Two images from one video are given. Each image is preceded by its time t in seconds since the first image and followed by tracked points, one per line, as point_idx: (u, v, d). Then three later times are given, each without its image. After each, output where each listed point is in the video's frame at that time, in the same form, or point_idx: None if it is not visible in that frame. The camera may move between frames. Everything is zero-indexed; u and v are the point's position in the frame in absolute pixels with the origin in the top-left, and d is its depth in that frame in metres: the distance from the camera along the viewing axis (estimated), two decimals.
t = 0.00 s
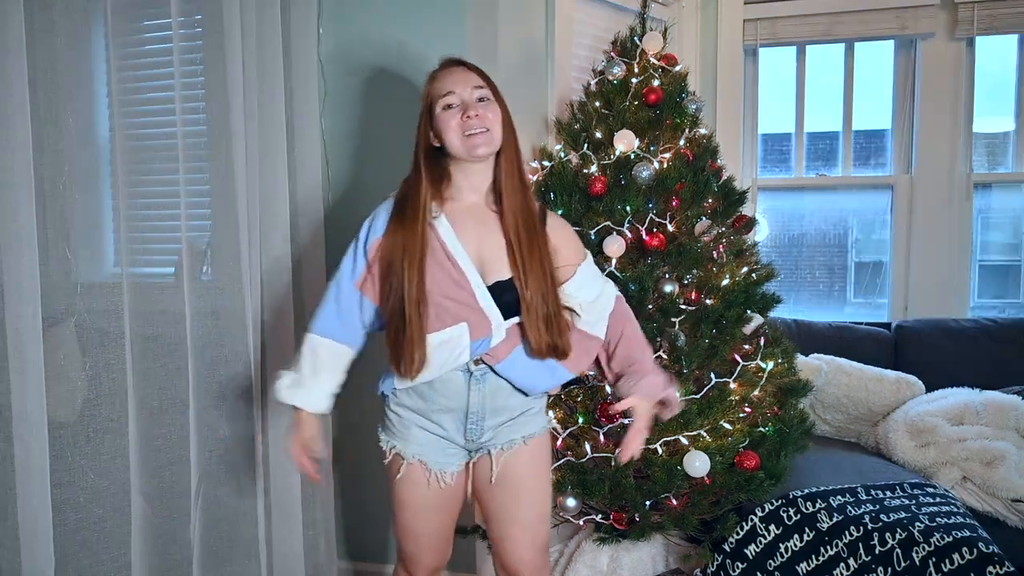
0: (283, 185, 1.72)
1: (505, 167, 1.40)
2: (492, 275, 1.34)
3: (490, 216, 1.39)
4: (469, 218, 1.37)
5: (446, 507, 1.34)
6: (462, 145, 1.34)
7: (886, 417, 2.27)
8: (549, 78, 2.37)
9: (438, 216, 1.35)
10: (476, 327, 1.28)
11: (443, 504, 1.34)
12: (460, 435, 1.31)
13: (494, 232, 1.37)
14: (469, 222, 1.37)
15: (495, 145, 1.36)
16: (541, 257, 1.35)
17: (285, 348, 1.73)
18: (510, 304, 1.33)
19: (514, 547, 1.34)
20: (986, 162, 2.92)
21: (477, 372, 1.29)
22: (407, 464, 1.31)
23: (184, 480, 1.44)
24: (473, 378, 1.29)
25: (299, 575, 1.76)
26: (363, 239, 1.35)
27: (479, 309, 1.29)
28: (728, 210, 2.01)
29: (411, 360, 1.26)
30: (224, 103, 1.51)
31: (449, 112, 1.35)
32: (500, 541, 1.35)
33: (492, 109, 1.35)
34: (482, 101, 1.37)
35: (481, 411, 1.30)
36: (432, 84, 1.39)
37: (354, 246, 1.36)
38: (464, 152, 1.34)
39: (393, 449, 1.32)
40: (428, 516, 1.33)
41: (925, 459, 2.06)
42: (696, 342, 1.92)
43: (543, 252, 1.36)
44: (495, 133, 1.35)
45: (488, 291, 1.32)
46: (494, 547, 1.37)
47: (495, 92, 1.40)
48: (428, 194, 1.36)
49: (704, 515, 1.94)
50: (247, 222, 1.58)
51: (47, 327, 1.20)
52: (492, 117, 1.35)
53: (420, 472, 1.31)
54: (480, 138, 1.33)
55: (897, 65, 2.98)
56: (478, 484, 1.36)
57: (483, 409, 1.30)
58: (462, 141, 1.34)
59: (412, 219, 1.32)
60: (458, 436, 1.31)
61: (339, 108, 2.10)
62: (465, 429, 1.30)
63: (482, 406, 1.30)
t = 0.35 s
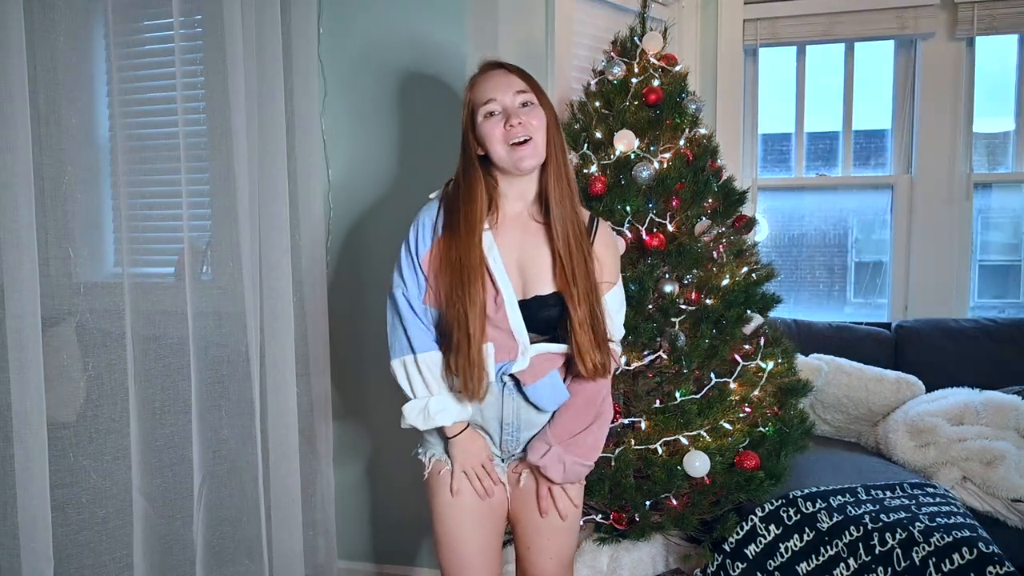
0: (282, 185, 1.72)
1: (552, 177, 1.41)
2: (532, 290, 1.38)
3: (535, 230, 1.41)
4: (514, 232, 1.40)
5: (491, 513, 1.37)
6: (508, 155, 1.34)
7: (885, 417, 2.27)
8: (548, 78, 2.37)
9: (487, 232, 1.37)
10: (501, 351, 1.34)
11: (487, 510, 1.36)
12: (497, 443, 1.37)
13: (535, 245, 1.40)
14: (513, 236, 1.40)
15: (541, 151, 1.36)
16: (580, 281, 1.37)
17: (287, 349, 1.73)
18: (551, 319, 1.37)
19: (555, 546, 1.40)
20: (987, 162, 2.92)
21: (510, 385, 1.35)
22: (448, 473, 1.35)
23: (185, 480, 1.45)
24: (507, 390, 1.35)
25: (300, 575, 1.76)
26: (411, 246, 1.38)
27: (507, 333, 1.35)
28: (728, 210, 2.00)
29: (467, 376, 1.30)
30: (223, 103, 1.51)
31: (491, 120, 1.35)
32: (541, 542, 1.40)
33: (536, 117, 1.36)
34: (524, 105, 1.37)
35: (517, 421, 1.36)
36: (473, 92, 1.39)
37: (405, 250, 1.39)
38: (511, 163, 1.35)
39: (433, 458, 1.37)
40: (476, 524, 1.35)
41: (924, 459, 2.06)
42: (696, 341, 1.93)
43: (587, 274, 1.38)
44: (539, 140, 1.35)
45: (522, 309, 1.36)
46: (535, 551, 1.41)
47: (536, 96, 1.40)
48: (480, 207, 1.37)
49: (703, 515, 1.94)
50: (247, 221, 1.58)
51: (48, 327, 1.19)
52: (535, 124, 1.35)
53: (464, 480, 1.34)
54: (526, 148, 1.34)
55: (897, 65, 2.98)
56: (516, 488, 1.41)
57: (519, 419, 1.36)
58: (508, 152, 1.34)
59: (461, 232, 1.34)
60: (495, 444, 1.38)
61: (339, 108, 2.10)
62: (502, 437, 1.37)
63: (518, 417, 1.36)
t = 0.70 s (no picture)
0: (282, 185, 1.72)
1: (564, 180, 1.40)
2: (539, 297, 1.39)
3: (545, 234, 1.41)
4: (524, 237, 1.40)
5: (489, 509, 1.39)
6: (522, 159, 1.34)
7: (885, 417, 2.27)
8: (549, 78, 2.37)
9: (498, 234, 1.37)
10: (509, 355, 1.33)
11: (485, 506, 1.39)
12: (494, 442, 1.39)
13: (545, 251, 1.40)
14: (521, 241, 1.39)
15: (555, 155, 1.35)
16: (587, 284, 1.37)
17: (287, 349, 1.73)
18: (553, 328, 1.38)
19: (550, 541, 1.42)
20: (987, 162, 2.92)
21: (511, 388, 1.36)
22: (446, 471, 1.36)
23: (188, 481, 1.45)
24: (507, 392, 1.36)
25: None
26: (417, 246, 1.37)
27: (513, 340, 1.34)
28: (728, 210, 2.00)
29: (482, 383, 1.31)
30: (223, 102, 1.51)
31: (506, 123, 1.35)
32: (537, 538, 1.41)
33: (550, 121, 1.35)
34: (539, 107, 1.36)
35: (514, 422, 1.38)
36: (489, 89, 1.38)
37: (411, 249, 1.38)
38: (523, 168, 1.34)
39: (429, 455, 1.38)
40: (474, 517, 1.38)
41: (924, 459, 2.06)
42: (695, 342, 1.93)
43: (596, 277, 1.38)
44: (553, 146, 1.35)
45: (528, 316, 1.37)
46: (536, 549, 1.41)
47: (552, 97, 1.39)
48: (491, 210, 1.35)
49: (703, 515, 1.94)
50: (247, 221, 1.58)
51: (48, 326, 1.19)
52: (550, 128, 1.35)
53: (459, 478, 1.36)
54: (540, 154, 1.33)
55: (897, 65, 2.98)
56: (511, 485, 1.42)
57: (516, 420, 1.38)
58: (521, 157, 1.34)
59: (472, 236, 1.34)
60: (491, 442, 1.39)
61: (339, 107, 2.10)
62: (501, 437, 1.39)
63: (516, 418, 1.38)
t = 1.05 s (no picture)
0: (281, 185, 1.72)
1: (565, 185, 1.39)
2: (532, 303, 1.36)
3: (538, 239, 1.38)
4: (516, 240, 1.37)
5: (488, 507, 1.40)
6: (522, 148, 1.31)
7: (885, 417, 2.26)
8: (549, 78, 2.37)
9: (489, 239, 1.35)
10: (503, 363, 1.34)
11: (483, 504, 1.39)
12: (493, 446, 1.39)
13: (538, 257, 1.36)
14: (512, 245, 1.37)
15: (557, 151, 1.33)
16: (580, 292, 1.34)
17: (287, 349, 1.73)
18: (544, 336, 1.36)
19: (549, 539, 1.42)
20: (987, 162, 2.92)
21: (506, 391, 1.36)
22: (444, 472, 1.37)
23: (191, 481, 1.45)
24: (503, 395, 1.36)
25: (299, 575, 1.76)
26: (411, 253, 1.37)
27: (506, 347, 1.34)
28: (728, 210, 2.00)
29: (471, 387, 1.29)
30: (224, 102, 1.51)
31: (514, 110, 1.33)
32: (535, 537, 1.42)
33: (559, 121, 1.33)
34: (550, 105, 1.35)
35: (512, 424, 1.38)
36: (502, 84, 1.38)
37: (405, 258, 1.38)
38: (523, 156, 1.31)
39: (427, 458, 1.38)
40: (473, 517, 1.38)
41: (924, 459, 2.06)
42: (695, 341, 1.92)
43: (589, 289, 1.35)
44: (557, 141, 1.32)
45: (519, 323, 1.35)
46: (535, 546, 1.42)
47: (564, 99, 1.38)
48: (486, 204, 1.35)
49: (703, 515, 1.94)
50: (248, 220, 1.58)
51: (49, 326, 1.19)
52: (557, 126, 1.32)
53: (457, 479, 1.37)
54: (540, 144, 1.31)
55: (897, 65, 2.98)
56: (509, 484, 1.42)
57: (514, 423, 1.38)
58: (522, 144, 1.31)
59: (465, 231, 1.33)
60: (489, 444, 1.39)
61: (339, 108, 2.10)
62: (498, 440, 1.38)
63: (513, 421, 1.38)
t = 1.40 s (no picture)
0: (282, 185, 1.72)
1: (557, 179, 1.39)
2: (529, 293, 1.33)
3: (531, 230, 1.36)
4: (510, 230, 1.35)
5: (493, 508, 1.37)
6: (512, 143, 1.32)
7: (885, 417, 2.26)
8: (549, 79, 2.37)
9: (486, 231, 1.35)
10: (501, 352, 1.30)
11: (487, 505, 1.36)
12: (497, 445, 1.33)
13: (533, 247, 1.34)
14: (506, 235, 1.35)
15: (544, 149, 1.34)
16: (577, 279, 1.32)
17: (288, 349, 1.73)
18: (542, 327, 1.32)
19: (553, 546, 1.39)
20: (987, 162, 2.93)
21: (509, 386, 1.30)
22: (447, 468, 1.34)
23: (193, 481, 1.45)
24: (506, 391, 1.30)
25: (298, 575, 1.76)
26: (409, 258, 1.38)
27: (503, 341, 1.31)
28: (728, 210, 2.00)
29: (468, 372, 1.28)
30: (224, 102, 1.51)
31: (507, 105, 1.34)
32: (540, 542, 1.39)
33: (551, 120, 1.34)
34: (544, 103, 1.36)
35: (516, 423, 1.31)
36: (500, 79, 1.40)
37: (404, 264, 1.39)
38: (509, 150, 1.33)
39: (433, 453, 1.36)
40: (477, 516, 1.36)
41: (924, 459, 2.06)
42: (695, 342, 1.93)
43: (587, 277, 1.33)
44: (545, 139, 1.33)
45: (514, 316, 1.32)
46: (538, 551, 1.39)
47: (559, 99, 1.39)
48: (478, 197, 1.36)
49: (703, 515, 1.95)
50: (248, 220, 1.58)
51: (49, 326, 1.19)
52: (548, 124, 1.33)
53: (461, 476, 1.34)
54: (528, 139, 1.32)
55: (896, 65, 2.98)
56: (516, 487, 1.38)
57: (518, 421, 1.32)
58: (511, 138, 1.32)
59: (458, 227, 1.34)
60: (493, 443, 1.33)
61: (339, 108, 2.10)
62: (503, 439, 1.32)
63: (517, 419, 1.31)
